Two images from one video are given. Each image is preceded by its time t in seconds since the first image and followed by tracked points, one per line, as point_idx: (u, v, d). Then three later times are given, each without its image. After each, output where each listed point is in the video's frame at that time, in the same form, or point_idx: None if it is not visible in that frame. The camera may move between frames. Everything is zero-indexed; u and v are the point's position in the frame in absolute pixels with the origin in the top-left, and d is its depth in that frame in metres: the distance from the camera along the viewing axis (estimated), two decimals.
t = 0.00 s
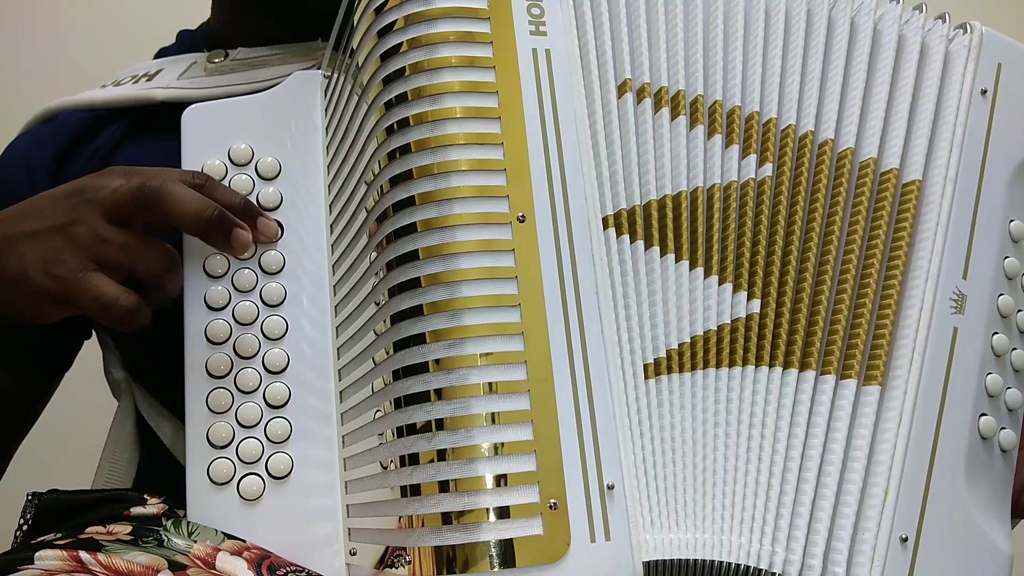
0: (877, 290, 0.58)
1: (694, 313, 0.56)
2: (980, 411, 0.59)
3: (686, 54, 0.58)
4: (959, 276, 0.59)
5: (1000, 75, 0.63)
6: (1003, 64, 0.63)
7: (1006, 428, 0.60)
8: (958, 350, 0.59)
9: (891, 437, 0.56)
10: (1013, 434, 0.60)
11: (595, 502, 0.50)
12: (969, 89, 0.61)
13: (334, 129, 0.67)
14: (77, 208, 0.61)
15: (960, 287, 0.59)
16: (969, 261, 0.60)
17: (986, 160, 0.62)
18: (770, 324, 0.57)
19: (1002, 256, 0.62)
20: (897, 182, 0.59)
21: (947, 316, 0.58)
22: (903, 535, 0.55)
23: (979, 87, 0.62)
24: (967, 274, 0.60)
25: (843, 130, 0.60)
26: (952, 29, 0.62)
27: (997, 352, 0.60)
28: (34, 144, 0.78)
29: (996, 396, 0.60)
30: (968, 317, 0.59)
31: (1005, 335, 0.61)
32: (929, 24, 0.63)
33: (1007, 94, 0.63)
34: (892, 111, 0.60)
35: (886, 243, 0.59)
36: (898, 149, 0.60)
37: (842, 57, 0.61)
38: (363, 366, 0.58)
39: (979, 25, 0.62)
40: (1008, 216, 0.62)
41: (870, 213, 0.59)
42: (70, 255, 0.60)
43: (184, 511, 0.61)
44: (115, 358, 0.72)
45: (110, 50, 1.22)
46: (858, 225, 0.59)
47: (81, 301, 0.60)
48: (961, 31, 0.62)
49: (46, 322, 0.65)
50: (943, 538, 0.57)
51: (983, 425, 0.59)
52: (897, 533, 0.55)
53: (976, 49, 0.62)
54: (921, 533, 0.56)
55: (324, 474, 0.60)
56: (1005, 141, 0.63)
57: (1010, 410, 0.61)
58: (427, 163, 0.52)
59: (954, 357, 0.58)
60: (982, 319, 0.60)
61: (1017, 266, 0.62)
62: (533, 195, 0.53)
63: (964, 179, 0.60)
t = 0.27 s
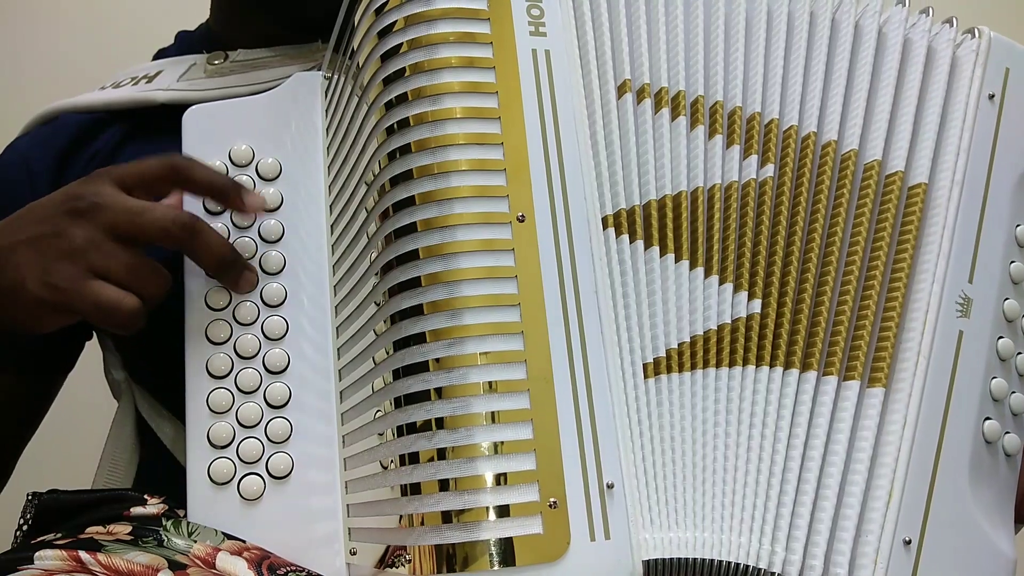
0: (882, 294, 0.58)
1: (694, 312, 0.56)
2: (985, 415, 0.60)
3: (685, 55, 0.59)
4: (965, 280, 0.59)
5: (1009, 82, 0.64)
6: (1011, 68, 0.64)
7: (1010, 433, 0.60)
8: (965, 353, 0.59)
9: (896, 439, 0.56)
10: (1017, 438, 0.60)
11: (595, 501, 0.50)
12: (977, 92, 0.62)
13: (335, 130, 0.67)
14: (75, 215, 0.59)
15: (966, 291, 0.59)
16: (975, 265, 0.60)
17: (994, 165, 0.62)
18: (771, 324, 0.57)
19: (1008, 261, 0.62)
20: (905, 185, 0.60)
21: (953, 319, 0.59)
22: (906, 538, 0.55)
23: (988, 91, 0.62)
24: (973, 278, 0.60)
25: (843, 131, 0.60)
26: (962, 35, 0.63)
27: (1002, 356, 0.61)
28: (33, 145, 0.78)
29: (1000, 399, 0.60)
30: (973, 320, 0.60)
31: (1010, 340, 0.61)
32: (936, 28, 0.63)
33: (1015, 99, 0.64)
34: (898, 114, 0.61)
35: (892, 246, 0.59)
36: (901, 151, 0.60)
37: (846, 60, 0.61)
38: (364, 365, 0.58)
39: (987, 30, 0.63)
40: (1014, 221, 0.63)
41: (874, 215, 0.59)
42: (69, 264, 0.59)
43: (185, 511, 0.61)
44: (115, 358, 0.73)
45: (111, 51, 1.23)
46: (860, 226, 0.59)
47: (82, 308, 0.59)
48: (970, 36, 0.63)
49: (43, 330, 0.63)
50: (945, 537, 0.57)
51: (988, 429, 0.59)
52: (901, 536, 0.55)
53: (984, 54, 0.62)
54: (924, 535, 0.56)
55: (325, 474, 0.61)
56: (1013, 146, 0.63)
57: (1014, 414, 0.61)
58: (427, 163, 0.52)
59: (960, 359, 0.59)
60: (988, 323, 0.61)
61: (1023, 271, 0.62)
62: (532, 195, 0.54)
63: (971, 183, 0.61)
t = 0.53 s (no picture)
0: (882, 292, 0.58)
1: (693, 312, 0.56)
2: (992, 419, 0.59)
3: (685, 54, 0.59)
4: (973, 284, 0.59)
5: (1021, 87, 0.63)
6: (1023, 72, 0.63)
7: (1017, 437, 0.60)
8: (972, 357, 0.59)
9: (902, 443, 0.56)
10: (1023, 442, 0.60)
11: (593, 500, 0.50)
12: (987, 96, 0.61)
13: (333, 130, 0.67)
14: (78, 212, 0.59)
15: (974, 294, 0.59)
16: (983, 267, 0.60)
17: (1004, 166, 0.61)
18: (771, 323, 0.57)
19: (1016, 265, 0.62)
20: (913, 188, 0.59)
21: (960, 322, 0.58)
22: (910, 542, 0.55)
23: (998, 95, 0.62)
24: (982, 281, 0.60)
25: (842, 127, 0.60)
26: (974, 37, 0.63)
27: (1010, 360, 0.60)
28: (32, 146, 0.78)
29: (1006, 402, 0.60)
30: (981, 323, 0.59)
31: (1018, 344, 0.61)
32: (946, 29, 0.63)
33: None
34: (907, 117, 0.61)
35: (898, 248, 0.59)
36: (902, 149, 0.60)
37: (851, 59, 0.61)
38: (362, 365, 0.58)
39: (999, 32, 0.62)
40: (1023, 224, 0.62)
41: (872, 214, 0.59)
42: (67, 259, 0.58)
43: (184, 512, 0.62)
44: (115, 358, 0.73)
45: (113, 52, 1.23)
46: (860, 224, 0.59)
47: (80, 305, 0.58)
48: (980, 38, 0.62)
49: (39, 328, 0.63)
50: (947, 538, 0.56)
51: (994, 433, 0.59)
52: (905, 540, 0.55)
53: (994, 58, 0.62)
54: (928, 539, 0.56)
55: (324, 474, 0.60)
56: None
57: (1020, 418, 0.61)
58: (424, 162, 0.52)
59: (967, 363, 0.58)
60: (996, 327, 0.60)
61: None
62: (530, 194, 0.53)
63: (982, 186, 0.60)
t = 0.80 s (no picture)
0: (879, 287, 0.58)
1: (693, 309, 0.56)
2: (999, 422, 0.59)
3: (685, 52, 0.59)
4: (982, 286, 0.59)
5: None
6: None
7: None
8: (980, 360, 0.59)
9: (907, 443, 0.55)
10: None
11: (591, 496, 0.50)
12: (1000, 99, 0.61)
13: (332, 128, 0.67)
14: (71, 211, 0.59)
15: (982, 298, 0.59)
16: (993, 270, 0.60)
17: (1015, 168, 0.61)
18: (772, 320, 0.57)
19: None
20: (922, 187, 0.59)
21: (968, 325, 0.58)
22: (915, 543, 0.55)
23: (1011, 97, 0.62)
24: (990, 284, 0.59)
25: (840, 124, 0.60)
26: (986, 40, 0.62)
27: (1017, 364, 0.60)
28: (31, 145, 0.78)
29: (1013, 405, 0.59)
30: (989, 326, 0.59)
31: None
32: (959, 31, 0.63)
33: None
34: (914, 115, 0.60)
35: (906, 247, 0.58)
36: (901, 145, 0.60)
37: (858, 59, 0.61)
38: (361, 363, 0.58)
39: (1012, 35, 0.62)
40: None
41: (872, 211, 0.59)
42: (64, 256, 0.59)
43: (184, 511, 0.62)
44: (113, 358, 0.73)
45: (116, 53, 1.24)
46: (856, 220, 0.59)
47: (81, 303, 0.60)
48: (993, 41, 0.62)
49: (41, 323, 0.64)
50: (950, 536, 0.56)
51: (1001, 436, 0.59)
52: (909, 541, 0.55)
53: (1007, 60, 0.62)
54: (933, 541, 0.56)
55: (323, 472, 0.60)
56: None
57: None
58: (422, 159, 0.52)
59: (975, 365, 0.58)
60: (1004, 330, 0.60)
61: None
62: (528, 191, 0.53)
63: (991, 186, 0.60)
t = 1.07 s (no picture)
0: (880, 286, 0.58)
1: (693, 309, 0.56)
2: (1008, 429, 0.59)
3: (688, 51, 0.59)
4: (993, 293, 0.59)
5: None
6: None
7: None
8: (989, 366, 0.58)
9: (911, 445, 0.55)
10: None
11: (591, 496, 0.50)
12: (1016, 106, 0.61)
13: (336, 128, 0.67)
14: (90, 229, 0.57)
15: (993, 305, 0.59)
16: (1005, 277, 0.59)
17: None
18: (774, 321, 0.57)
19: None
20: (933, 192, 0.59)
21: (978, 333, 0.58)
22: (920, 548, 0.55)
23: None
24: (1002, 291, 0.59)
25: (845, 124, 0.60)
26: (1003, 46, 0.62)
27: None
28: (30, 141, 0.78)
29: None
30: (999, 333, 0.59)
31: None
32: (974, 36, 0.62)
33: None
34: (928, 115, 0.60)
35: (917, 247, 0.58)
36: (904, 144, 0.59)
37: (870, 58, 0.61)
38: (362, 362, 0.58)
39: None
40: None
41: (874, 211, 0.59)
42: (96, 281, 0.56)
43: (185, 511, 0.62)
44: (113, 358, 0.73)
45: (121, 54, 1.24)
46: (858, 220, 0.58)
47: (114, 327, 0.56)
48: (1011, 47, 0.62)
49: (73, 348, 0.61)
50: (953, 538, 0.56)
51: (1009, 443, 0.58)
52: (914, 546, 0.55)
53: None
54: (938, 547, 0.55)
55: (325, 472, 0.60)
56: None
57: None
58: (423, 159, 0.52)
59: (984, 372, 0.58)
60: (1016, 338, 0.60)
61: None
62: (529, 191, 0.53)
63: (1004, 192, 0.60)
